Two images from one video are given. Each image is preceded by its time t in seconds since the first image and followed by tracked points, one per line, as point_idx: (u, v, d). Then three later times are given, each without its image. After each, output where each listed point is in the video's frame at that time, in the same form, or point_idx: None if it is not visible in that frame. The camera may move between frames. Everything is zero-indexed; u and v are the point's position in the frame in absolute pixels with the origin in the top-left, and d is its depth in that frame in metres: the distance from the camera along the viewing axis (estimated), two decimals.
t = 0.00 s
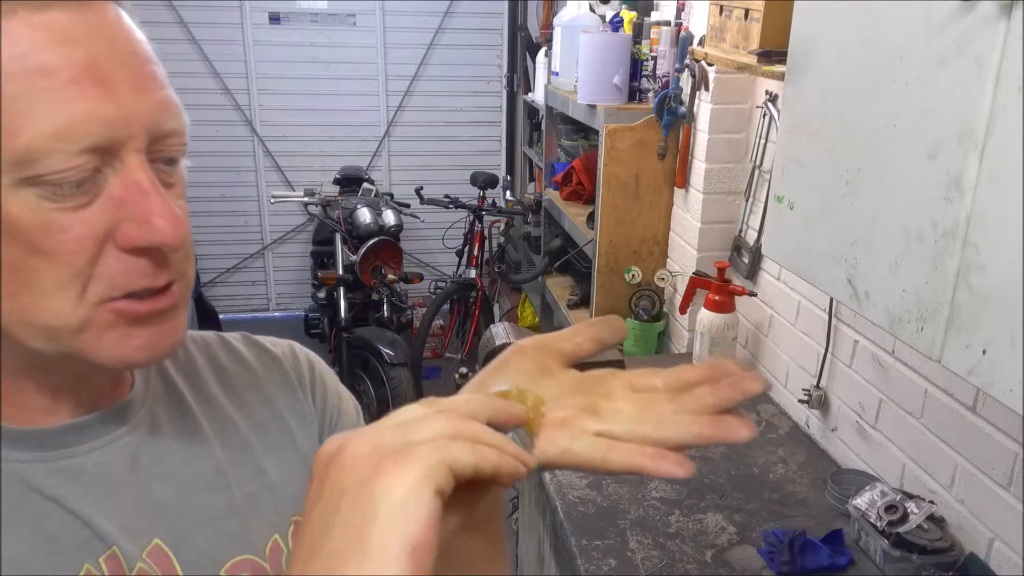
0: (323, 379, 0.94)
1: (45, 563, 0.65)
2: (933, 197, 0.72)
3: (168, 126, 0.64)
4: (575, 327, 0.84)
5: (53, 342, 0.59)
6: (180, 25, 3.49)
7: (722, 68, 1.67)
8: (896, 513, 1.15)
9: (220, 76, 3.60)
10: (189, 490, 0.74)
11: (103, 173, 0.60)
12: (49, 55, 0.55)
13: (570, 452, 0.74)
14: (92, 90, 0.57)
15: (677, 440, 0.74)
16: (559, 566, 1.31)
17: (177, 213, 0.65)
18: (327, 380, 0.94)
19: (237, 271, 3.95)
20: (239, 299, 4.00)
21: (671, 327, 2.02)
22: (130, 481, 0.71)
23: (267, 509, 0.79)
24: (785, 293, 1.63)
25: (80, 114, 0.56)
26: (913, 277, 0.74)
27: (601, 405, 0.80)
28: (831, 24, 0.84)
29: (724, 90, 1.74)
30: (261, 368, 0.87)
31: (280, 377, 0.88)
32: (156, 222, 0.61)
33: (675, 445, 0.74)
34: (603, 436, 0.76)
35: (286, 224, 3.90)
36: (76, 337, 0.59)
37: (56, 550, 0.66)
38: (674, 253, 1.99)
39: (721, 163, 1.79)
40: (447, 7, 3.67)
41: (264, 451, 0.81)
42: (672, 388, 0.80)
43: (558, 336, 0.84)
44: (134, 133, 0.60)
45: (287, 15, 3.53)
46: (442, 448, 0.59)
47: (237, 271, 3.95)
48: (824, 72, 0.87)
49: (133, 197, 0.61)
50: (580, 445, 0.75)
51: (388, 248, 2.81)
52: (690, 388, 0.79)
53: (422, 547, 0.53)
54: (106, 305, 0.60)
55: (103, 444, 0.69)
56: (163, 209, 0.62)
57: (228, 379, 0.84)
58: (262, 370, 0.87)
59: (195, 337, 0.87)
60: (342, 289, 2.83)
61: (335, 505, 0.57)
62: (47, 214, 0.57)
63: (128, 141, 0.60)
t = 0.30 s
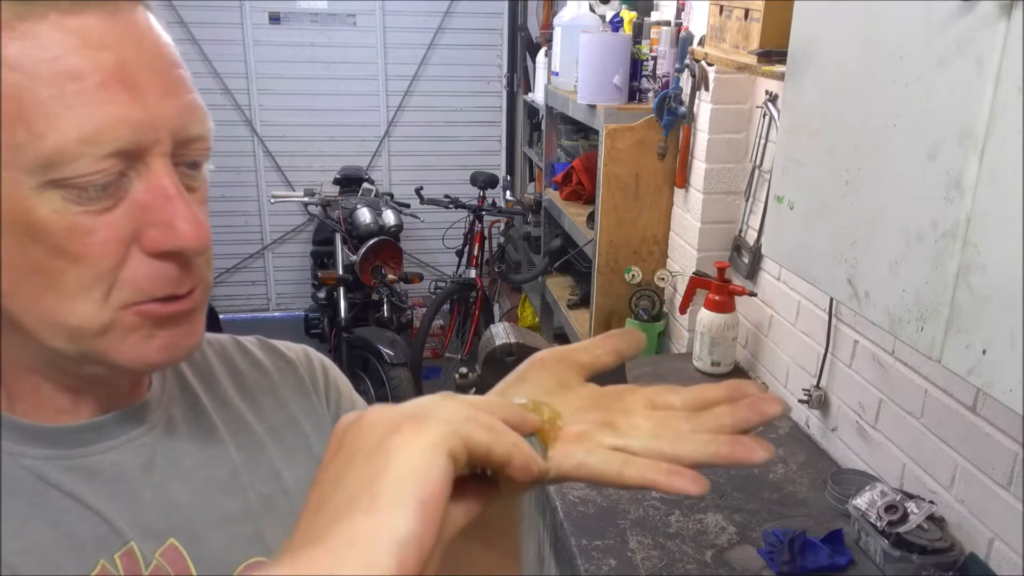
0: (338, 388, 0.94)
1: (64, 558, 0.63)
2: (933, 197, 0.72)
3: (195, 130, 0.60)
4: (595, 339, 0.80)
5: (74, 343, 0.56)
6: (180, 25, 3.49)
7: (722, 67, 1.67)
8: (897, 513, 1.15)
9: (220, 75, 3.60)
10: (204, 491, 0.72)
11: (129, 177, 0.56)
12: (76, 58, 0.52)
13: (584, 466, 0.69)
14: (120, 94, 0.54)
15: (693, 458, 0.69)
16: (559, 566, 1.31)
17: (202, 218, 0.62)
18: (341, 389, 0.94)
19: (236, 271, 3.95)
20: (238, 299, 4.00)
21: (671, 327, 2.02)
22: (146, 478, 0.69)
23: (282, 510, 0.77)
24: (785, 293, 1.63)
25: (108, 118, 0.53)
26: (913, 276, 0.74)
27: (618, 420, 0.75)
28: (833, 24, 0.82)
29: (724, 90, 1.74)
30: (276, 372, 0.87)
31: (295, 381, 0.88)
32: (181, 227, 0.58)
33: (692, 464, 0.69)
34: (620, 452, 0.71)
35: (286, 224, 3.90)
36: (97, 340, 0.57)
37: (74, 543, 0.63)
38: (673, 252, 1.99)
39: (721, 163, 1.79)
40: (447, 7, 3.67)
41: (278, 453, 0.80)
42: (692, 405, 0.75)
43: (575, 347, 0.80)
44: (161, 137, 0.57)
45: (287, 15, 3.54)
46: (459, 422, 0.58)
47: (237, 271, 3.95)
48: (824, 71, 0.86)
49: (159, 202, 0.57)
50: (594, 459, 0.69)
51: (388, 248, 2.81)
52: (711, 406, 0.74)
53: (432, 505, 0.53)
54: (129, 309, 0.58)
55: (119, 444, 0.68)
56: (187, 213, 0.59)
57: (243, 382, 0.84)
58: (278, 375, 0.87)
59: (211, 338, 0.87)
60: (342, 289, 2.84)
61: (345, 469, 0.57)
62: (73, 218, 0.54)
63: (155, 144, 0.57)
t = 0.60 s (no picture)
0: (344, 382, 0.92)
1: (76, 554, 0.64)
2: (933, 197, 0.72)
3: (204, 127, 0.62)
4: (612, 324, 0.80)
5: (84, 340, 0.57)
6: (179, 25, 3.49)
7: (722, 67, 1.67)
8: (897, 513, 1.15)
9: (220, 76, 3.60)
10: (213, 488, 0.72)
11: (139, 173, 0.58)
12: (89, 56, 0.54)
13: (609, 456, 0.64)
14: (129, 91, 0.56)
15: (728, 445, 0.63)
16: (559, 566, 1.31)
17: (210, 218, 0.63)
18: (347, 383, 0.93)
19: (236, 271, 3.95)
20: (238, 299, 4.00)
21: (671, 327, 2.02)
22: (156, 477, 0.69)
23: (287, 508, 0.77)
24: (785, 293, 1.63)
25: (117, 116, 0.55)
26: (913, 277, 0.74)
27: (646, 407, 0.71)
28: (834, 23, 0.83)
29: (724, 90, 1.73)
30: (283, 369, 0.86)
31: (301, 379, 0.86)
32: (188, 226, 0.60)
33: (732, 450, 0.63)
34: (649, 437, 0.65)
35: (286, 224, 3.90)
36: (103, 333, 0.58)
37: (84, 539, 0.64)
38: (674, 252, 1.99)
39: (721, 163, 1.79)
40: (447, 8, 3.67)
41: (288, 450, 0.80)
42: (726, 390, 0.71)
43: (594, 335, 0.78)
44: (169, 137, 0.59)
45: (287, 15, 3.54)
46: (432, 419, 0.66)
47: (236, 271, 3.95)
48: (824, 71, 0.86)
49: (166, 198, 0.59)
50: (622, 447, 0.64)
51: (388, 248, 2.81)
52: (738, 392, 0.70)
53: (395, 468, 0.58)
54: (132, 303, 0.58)
55: (129, 440, 0.67)
56: (195, 211, 0.61)
57: (251, 381, 0.83)
58: (285, 372, 0.85)
59: (216, 337, 0.86)
60: (342, 289, 2.84)
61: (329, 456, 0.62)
62: (81, 213, 0.55)
63: (162, 144, 0.59)
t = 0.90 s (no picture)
0: (337, 379, 0.92)
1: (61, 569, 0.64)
2: (933, 197, 0.72)
3: (175, 124, 0.65)
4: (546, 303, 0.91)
5: (43, 335, 0.59)
6: (180, 25, 3.49)
7: (722, 67, 1.67)
8: (897, 513, 1.15)
9: (220, 75, 3.60)
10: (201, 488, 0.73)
11: (105, 166, 0.61)
12: (62, 52, 0.58)
13: (610, 420, 0.78)
14: (96, 85, 0.59)
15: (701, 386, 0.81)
16: (559, 566, 1.31)
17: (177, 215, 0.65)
18: (341, 380, 0.92)
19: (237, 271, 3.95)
20: (239, 299, 4.00)
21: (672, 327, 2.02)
22: (144, 481, 0.70)
23: (278, 504, 0.78)
24: (785, 293, 1.63)
25: (82, 109, 0.58)
26: (914, 277, 0.74)
27: (617, 368, 0.88)
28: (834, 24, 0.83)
29: (724, 90, 1.74)
30: (273, 366, 0.86)
31: (293, 377, 0.86)
32: (153, 223, 0.62)
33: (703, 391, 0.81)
34: (632, 397, 0.81)
35: (286, 224, 3.90)
36: (66, 329, 0.60)
37: (68, 551, 0.65)
38: (674, 252, 1.99)
39: (721, 163, 1.79)
40: (448, 7, 3.67)
41: (278, 447, 0.80)
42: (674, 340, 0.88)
43: (534, 313, 0.90)
44: (136, 131, 0.61)
45: (287, 15, 3.53)
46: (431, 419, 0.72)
47: (237, 271, 3.95)
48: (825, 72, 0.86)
49: (132, 193, 0.61)
50: (617, 413, 0.79)
51: (388, 248, 2.81)
52: (694, 335, 0.87)
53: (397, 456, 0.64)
54: (93, 300, 0.60)
55: (108, 443, 0.69)
56: (160, 207, 0.63)
57: (240, 378, 0.84)
58: (275, 369, 0.86)
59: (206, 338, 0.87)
60: (342, 289, 2.83)
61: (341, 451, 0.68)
62: (46, 206, 0.58)
63: (129, 138, 0.61)
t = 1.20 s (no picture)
0: (326, 373, 0.91)
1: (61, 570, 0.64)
2: (932, 198, 0.72)
3: (162, 124, 0.65)
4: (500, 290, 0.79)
5: (29, 333, 0.60)
6: (181, 25, 3.49)
7: (722, 68, 1.67)
8: (897, 513, 1.16)
9: (221, 75, 3.60)
10: (197, 483, 0.73)
11: (89, 163, 0.61)
12: (50, 50, 0.58)
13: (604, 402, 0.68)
14: (81, 83, 0.59)
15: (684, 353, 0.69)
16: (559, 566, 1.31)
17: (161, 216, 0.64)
18: (330, 375, 0.91)
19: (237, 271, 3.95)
20: (239, 299, 4.00)
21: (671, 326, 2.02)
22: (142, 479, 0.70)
23: (275, 499, 0.78)
24: (786, 293, 1.63)
25: (66, 106, 0.58)
26: (914, 277, 0.74)
27: (604, 347, 0.73)
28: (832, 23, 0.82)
29: (724, 90, 1.74)
30: (265, 364, 0.86)
31: (285, 374, 0.86)
32: (133, 222, 0.61)
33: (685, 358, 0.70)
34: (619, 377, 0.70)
35: (286, 224, 3.90)
36: (48, 327, 0.60)
37: (69, 552, 0.65)
38: (673, 253, 1.99)
39: (721, 163, 1.79)
40: (448, 8, 3.67)
41: (270, 443, 0.80)
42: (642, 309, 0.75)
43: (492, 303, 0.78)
44: (120, 128, 0.61)
45: (287, 15, 3.53)
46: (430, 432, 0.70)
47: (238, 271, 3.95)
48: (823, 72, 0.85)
49: (115, 190, 0.61)
50: (608, 393, 0.68)
51: (388, 248, 2.81)
52: (660, 304, 0.74)
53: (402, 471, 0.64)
54: (75, 299, 0.60)
55: (108, 440, 0.69)
56: (142, 206, 0.62)
57: (233, 375, 0.84)
58: (267, 366, 0.86)
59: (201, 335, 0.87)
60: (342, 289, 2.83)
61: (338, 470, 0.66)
62: (31, 202, 0.58)
63: (113, 136, 0.61)
